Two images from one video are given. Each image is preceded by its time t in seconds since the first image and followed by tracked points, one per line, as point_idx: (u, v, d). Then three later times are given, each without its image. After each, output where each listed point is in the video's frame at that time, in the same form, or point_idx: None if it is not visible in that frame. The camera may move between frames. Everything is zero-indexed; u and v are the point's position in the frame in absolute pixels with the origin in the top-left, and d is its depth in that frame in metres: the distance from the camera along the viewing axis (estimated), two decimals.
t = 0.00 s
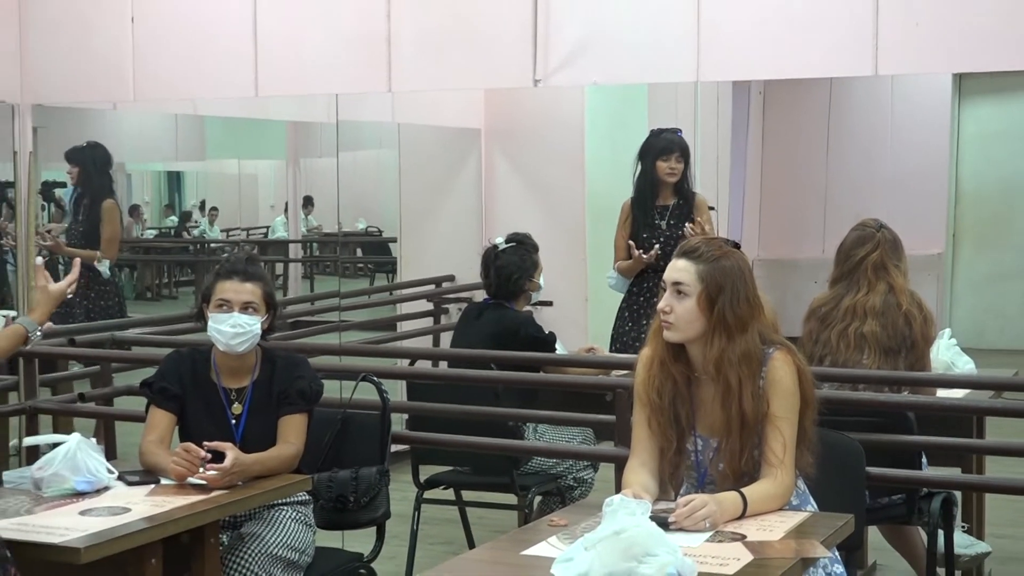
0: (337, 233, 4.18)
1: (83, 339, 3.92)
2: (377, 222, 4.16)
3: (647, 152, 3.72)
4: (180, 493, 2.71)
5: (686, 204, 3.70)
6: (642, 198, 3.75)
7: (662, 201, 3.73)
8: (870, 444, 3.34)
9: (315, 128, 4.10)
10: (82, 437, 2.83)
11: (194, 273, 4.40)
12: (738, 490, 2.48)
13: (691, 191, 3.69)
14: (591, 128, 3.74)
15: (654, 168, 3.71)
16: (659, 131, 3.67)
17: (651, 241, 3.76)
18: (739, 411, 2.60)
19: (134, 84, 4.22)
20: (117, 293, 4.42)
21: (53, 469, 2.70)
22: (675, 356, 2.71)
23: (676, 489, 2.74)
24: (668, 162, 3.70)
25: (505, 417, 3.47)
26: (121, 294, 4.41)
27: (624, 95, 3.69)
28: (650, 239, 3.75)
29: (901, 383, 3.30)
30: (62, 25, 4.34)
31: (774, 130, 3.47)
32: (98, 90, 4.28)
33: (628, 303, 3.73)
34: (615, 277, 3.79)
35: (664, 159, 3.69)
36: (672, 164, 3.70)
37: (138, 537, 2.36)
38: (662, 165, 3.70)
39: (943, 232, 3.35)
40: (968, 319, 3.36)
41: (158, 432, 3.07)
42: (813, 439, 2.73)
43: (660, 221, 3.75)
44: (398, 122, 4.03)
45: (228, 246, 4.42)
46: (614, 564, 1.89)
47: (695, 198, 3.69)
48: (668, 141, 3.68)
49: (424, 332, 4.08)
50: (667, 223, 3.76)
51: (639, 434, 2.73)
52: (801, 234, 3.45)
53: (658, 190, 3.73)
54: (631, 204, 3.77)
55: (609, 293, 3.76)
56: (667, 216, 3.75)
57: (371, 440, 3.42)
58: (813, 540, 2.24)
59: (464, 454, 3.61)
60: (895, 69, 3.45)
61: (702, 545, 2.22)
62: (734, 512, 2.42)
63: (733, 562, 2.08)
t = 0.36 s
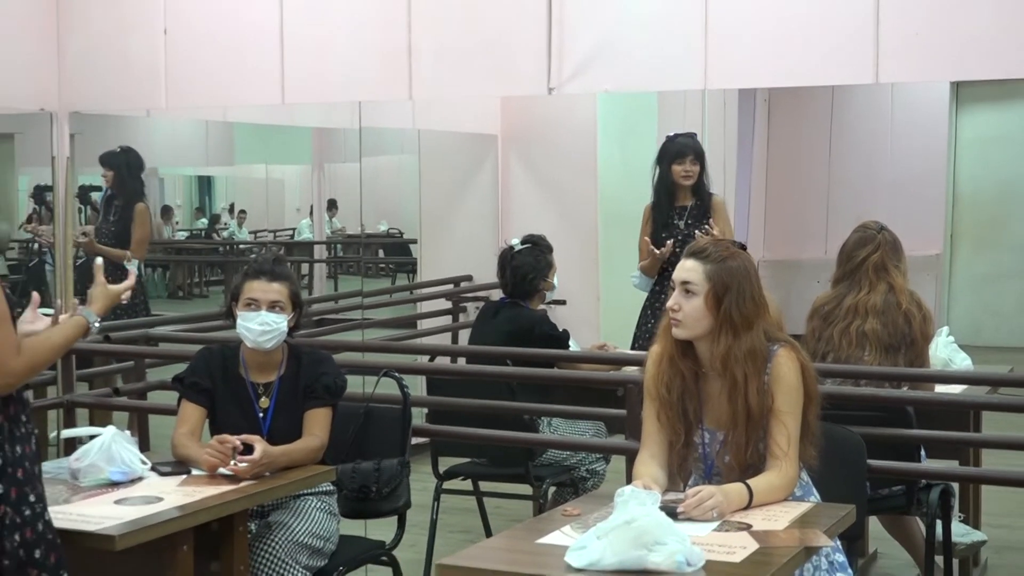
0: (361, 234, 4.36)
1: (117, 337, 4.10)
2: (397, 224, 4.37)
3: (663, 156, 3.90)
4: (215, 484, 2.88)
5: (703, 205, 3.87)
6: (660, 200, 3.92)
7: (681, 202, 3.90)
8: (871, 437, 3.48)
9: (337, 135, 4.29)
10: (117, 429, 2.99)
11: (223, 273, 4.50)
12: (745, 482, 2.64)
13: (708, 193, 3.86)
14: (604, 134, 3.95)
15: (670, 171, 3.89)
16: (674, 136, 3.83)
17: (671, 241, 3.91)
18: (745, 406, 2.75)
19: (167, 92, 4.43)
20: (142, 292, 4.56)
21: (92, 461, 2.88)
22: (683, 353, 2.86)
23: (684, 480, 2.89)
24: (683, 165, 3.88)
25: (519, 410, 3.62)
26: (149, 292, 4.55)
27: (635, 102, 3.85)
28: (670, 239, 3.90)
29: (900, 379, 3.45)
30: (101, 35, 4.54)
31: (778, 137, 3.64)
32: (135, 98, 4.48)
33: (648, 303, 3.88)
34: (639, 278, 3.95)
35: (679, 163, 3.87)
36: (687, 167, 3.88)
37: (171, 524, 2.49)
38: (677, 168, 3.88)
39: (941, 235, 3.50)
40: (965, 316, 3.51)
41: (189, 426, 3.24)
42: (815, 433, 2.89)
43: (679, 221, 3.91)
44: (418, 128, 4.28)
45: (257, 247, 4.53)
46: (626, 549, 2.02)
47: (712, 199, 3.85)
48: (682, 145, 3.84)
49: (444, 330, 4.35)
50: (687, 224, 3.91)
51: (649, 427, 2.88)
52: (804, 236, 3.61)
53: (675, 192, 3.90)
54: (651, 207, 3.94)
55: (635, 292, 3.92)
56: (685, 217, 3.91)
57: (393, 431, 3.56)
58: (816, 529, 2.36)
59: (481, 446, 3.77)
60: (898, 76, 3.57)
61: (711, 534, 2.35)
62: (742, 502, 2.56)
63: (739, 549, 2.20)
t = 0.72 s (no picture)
0: (380, 236, 4.53)
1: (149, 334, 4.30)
2: (415, 226, 4.55)
3: (678, 162, 3.99)
4: (245, 473, 3.05)
5: (718, 207, 3.95)
6: (676, 204, 4.01)
7: (696, 205, 3.99)
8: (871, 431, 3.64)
9: (357, 141, 4.44)
10: (148, 421, 3.18)
11: (249, 273, 4.72)
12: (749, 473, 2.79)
13: (722, 196, 3.95)
14: (614, 138, 4.09)
15: (684, 177, 3.99)
16: (689, 142, 3.96)
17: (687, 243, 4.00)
18: (749, 401, 2.91)
19: (195, 101, 4.69)
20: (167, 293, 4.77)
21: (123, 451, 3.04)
22: (689, 350, 3.02)
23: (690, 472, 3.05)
24: (697, 171, 3.98)
25: (533, 404, 3.80)
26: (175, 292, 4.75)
27: (644, 109, 3.99)
28: (686, 241, 4.00)
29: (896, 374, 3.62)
30: (132, 48, 4.82)
31: (780, 142, 3.79)
32: (162, 108, 4.76)
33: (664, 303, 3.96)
34: (660, 278, 4.04)
35: (693, 169, 3.98)
36: (701, 173, 3.98)
37: (199, 512, 2.66)
38: (691, 174, 3.98)
39: (936, 236, 3.65)
40: (959, 313, 3.66)
41: (217, 418, 3.43)
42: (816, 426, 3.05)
43: (695, 223, 4.00)
44: (435, 134, 4.43)
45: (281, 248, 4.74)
46: (635, 539, 2.17)
47: (727, 202, 3.94)
48: (697, 151, 3.96)
49: (459, 327, 4.47)
50: (703, 226, 3.99)
51: (656, 421, 3.05)
52: (805, 238, 3.78)
53: (690, 197, 3.99)
54: (668, 210, 4.04)
55: (654, 292, 4.00)
56: (701, 219, 4.00)
57: (410, 424, 3.68)
58: (817, 519, 2.51)
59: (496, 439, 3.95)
60: (897, 84, 3.73)
61: (716, 523, 2.50)
62: (745, 491, 2.71)
63: (743, 538, 2.35)
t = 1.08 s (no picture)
0: (400, 237, 4.68)
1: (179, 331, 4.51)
2: (433, 228, 4.65)
3: (690, 168, 4.11)
4: (273, 464, 3.24)
5: (729, 211, 4.08)
6: (689, 208, 4.14)
7: (708, 209, 4.12)
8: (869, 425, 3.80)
9: (377, 147, 4.68)
10: (178, 414, 3.32)
11: (274, 273, 4.94)
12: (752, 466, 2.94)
13: (732, 200, 4.07)
14: (624, 144, 4.25)
15: (695, 184, 4.11)
16: (698, 150, 4.09)
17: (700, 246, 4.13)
18: (753, 396, 3.06)
19: (222, 109, 4.94)
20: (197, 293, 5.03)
21: (154, 443, 3.20)
22: (695, 346, 3.18)
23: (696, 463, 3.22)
24: (708, 178, 4.09)
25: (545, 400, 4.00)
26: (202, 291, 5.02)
27: (651, 116, 4.20)
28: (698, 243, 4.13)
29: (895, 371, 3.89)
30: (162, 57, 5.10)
31: (783, 147, 3.92)
32: (189, 115, 5.01)
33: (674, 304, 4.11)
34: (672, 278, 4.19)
35: (703, 176, 4.09)
36: (711, 180, 4.08)
37: (228, 501, 2.82)
38: (702, 181, 4.09)
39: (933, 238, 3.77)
40: (956, 312, 3.76)
41: (242, 413, 3.58)
42: (817, 420, 3.20)
43: (706, 225, 4.13)
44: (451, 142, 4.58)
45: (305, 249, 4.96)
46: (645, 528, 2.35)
47: (738, 205, 4.05)
48: (707, 158, 4.07)
49: (475, 324, 4.61)
50: (714, 229, 4.13)
51: (664, 415, 3.21)
52: (805, 240, 3.92)
53: (702, 202, 4.12)
54: (681, 213, 4.16)
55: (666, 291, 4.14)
56: (712, 222, 4.13)
57: (429, 418, 3.91)
58: (818, 510, 2.66)
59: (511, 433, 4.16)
60: (895, 92, 3.87)
61: (720, 513, 2.67)
62: (749, 483, 2.88)
63: (747, 527, 2.50)
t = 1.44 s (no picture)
0: (419, 239, 4.87)
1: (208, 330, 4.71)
2: (450, 230, 4.81)
3: (699, 173, 4.27)
4: (300, 455, 3.42)
5: (737, 214, 4.23)
6: (697, 211, 4.28)
7: (717, 212, 4.28)
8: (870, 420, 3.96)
9: (397, 153, 4.88)
10: (207, 408, 3.53)
11: (298, 274, 5.21)
12: (757, 459, 3.09)
13: (740, 203, 4.22)
14: (635, 151, 4.38)
15: (704, 188, 4.27)
16: (708, 155, 4.26)
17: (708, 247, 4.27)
18: (757, 392, 3.22)
19: (251, 117, 5.19)
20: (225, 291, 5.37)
21: (185, 435, 3.39)
22: (702, 344, 3.34)
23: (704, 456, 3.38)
24: (715, 182, 4.25)
25: (556, 395, 4.20)
26: (230, 289, 5.34)
27: (660, 123, 4.36)
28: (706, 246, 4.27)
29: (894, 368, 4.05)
30: (192, 67, 5.35)
31: (786, 152, 4.09)
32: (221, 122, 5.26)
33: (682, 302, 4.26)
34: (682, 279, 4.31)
35: (712, 180, 4.25)
36: (719, 184, 4.25)
37: (252, 493, 2.98)
38: (710, 185, 4.26)
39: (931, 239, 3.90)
40: (954, 311, 3.89)
41: (268, 406, 3.77)
42: (819, 415, 3.35)
43: (714, 228, 4.27)
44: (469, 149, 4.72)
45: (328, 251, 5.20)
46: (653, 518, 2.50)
47: (745, 208, 4.21)
48: (715, 163, 4.24)
49: (491, 323, 4.76)
50: (722, 231, 4.27)
51: (672, 410, 3.38)
52: (809, 242, 4.06)
53: (711, 205, 4.28)
54: (690, 215, 4.29)
55: (676, 290, 4.27)
56: (720, 225, 4.27)
57: (447, 413, 4.07)
58: (820, 502, 2.82)
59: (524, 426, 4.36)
60: (895, 100, 4.03)
61: (726, 504, 2.83)
62: (753, 475, 3.03)
63: (751, 518, 2.66)
